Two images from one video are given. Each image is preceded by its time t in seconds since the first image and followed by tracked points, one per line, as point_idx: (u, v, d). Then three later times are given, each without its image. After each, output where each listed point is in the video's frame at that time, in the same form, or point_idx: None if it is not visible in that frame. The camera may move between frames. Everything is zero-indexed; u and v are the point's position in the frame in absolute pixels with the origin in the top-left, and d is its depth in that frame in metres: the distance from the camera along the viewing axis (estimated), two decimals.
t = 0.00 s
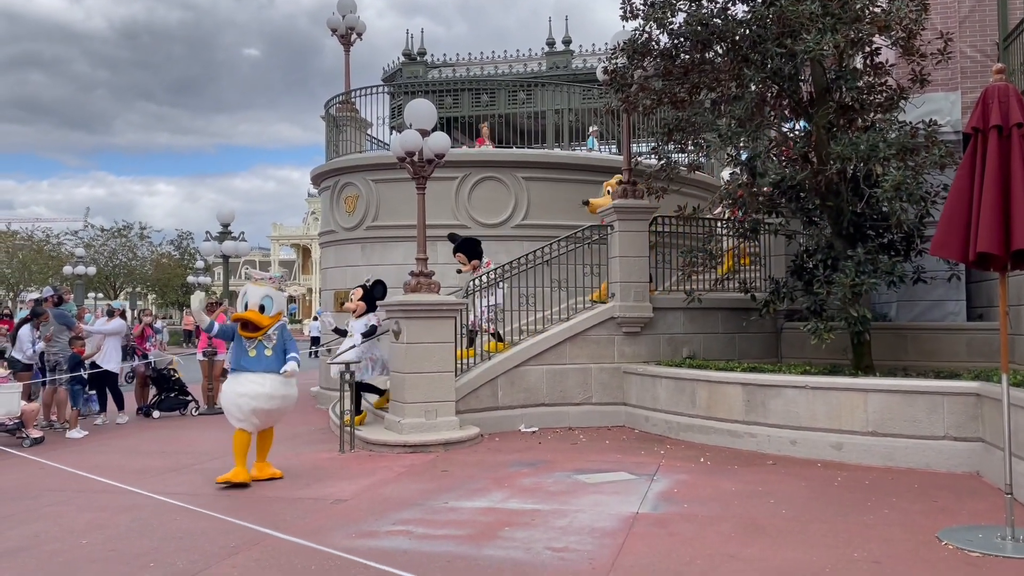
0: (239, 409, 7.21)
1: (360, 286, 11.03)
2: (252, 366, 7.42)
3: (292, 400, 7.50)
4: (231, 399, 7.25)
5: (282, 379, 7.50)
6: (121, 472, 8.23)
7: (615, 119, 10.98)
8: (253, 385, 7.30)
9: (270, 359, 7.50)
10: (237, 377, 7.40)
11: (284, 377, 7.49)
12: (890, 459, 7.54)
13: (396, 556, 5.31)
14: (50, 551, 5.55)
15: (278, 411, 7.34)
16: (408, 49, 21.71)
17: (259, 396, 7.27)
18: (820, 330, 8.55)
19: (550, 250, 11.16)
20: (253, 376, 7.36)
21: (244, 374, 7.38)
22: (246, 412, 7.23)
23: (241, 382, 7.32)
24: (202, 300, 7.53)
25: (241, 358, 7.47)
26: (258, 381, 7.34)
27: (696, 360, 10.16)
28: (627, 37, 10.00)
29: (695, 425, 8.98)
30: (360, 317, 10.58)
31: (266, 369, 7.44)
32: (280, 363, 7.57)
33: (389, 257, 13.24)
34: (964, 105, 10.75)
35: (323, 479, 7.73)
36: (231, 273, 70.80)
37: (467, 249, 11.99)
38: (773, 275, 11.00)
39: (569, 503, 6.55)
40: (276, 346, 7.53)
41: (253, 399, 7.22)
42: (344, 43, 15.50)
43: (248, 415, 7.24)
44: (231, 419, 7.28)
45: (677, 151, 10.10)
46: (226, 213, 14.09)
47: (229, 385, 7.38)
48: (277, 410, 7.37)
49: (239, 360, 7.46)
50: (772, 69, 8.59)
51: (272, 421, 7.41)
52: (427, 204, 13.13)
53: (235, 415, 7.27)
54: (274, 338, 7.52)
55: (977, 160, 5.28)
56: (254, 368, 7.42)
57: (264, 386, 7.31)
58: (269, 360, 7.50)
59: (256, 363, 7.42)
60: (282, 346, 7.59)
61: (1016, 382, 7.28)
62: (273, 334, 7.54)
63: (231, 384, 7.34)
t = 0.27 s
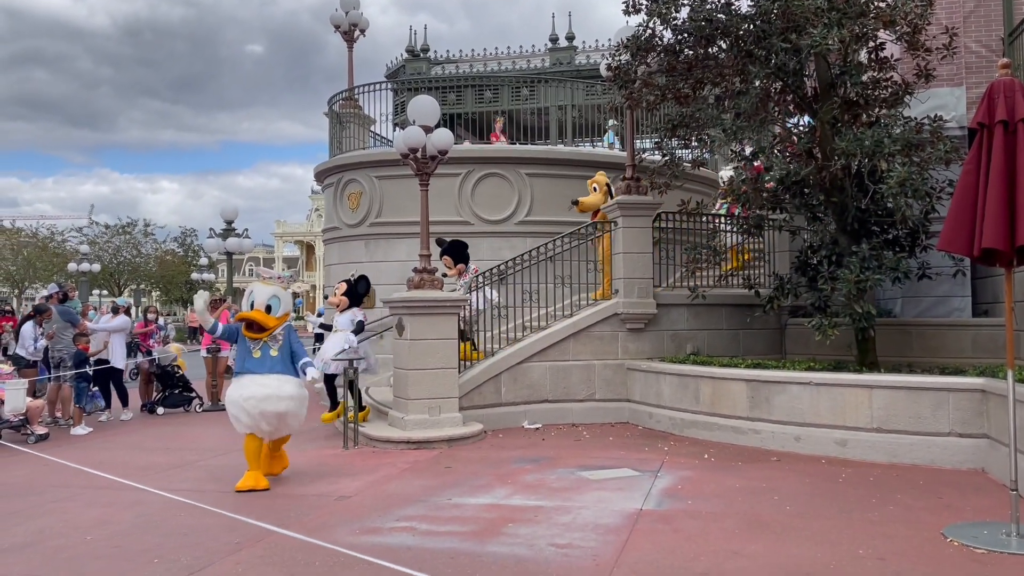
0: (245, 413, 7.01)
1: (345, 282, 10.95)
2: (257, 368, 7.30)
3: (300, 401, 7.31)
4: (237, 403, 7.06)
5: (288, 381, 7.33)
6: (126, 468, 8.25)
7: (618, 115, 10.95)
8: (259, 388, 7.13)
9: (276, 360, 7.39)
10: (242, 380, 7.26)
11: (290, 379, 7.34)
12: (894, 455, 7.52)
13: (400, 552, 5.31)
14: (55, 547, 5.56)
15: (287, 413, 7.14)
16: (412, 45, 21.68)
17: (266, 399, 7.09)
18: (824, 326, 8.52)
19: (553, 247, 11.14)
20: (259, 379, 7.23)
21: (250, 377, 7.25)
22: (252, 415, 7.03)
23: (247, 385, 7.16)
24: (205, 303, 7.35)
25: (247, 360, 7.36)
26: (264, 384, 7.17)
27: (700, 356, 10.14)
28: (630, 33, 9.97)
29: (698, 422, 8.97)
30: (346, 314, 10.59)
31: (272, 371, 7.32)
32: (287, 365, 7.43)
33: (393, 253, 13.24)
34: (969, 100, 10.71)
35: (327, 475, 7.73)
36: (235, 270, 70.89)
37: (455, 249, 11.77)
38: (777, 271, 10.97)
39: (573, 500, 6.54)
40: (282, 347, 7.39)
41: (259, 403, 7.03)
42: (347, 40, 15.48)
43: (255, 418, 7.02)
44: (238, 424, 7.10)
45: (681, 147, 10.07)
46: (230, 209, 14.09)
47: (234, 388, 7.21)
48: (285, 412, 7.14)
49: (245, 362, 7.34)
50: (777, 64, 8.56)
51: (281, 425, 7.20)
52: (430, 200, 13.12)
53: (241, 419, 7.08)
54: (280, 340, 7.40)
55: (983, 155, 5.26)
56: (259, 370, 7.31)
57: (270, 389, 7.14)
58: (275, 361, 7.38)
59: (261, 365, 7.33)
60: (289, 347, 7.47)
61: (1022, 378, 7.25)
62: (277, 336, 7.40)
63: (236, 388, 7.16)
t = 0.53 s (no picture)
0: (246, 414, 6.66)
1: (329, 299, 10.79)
2: (268, 368, 6.83)
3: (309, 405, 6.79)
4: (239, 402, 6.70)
5: (297, 383, 6.82)
6: (129, 465, 8.25)
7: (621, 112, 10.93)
8: (263, 389, 6.70)
9: (290, 360, 6.88)
10: (251, 380, 6.84)
11: (301, 382, 6.83)
12: (898, 452, 7.50)
13: (402, 550, 5.30)
14: (58, 545, 5.56)
15: (291, 416, 6.68)
16: (414, 42, 21.66)
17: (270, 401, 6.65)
18: (828, 323, 8.50)
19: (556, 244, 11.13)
20: (267, 380, 6.77)
21: (258, 377, 6.80)
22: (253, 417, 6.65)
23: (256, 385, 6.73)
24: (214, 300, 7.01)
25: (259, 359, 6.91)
26: (269, 385, 6.72)
27: (703, 353, 10.13)
28: (633, 30, 9.94)
29: (701, 419, 8.96)
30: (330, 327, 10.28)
31: (283, 372, 6.81)
32: (301, 366, 6.93)
33: (395, 250, 13.24)
34: (974, 97, 10.67)
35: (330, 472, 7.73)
36: (238, 267, 70.97)
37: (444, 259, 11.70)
38: (780, 268, 10.95)
39: (576, 497, 6.53)
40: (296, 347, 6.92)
41: (260, 404, 6.62)
42: (349, 37, 15.47)
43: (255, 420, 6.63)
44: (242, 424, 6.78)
45: (684, 144, 10.05)
46: (232, 207, 14.10)
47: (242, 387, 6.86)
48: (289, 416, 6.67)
49: (256, 361, 6.91)
50: (781, 61, 8.54)
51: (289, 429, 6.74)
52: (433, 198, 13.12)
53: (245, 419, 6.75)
54: (295, 338, 6.94)
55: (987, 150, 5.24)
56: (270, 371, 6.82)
57: (274, 391, 6.68)
58: (289, 362, 6.88)
59: (275, 365, 6.83)
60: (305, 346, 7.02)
61: None
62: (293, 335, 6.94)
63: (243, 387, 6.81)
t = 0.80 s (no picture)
0: (280, 414, 6.42)
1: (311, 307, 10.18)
2: (298, 366, 6.63)
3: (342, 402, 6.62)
4: (272, 402, 6.46)
5: (330, 380, 6.62)
6: (132, 464, 8.27)
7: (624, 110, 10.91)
8: (296, 388, 6.48)
9: (319, 357, 6.69)
10: (280, 379, 6.61)
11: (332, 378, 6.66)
12: (901, 450, 7.49)
13: (405, 548, 5.31)
14: (61, 543, 5.58)
15: (325, 415, 6.48)
16: (417, 40, 21.66)
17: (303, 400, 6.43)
18: (831, 321, 8.49)
19: (559, 242, 11.13)
20: (299, 379, 6.56)
21: (290, 376, 6.59)
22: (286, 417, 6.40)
23: (287, 384, 6.51)
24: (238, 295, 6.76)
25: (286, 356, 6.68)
26: (302, 383, 6.51)
27: (706, 352, 10.12)
28: (635, 27, 9.92)
29: (704, 417, 8.96)
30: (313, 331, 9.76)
31: (315, 369, 6.64)
32: (329, 362, 6.74)
33: (398, 249, 13.24)
34: (977, 94, 10.65)
35: (333, 470, 7.74)
36: (241, 266, 71.05)
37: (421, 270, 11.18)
38: (783, 266, 10.93)
39: (579, 495, 6.54)
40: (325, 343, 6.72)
41: (295, 404, 6.40)
42: (352, 36, 15.47)
43: (291, 421, 6.39)
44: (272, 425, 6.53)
45: (686, 142, 10.03)
46: (235, 205, 14.11)
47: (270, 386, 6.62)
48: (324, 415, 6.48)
49: (284, 359, 6.68)
50: (783, 59, 8.52)
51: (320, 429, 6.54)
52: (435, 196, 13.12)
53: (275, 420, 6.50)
54: (323, 334, 6.73)
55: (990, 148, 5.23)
56: (300, 368, 6.62)
57: (307, 389, 6.47)
58: (318, 359, 6.68)
59: (304, 363, 6.63)
60: (333, 341, 6.82)
61: None
62: (319, 330, 6.73)
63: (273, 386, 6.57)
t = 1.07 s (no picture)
0: (309, 422, 6.27)
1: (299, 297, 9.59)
2: (318, 372, 6.46)
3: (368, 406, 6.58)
4: (299, 410, 6.30)
5: (353, 385, 6.53)
6: (133, 464, 8.27)
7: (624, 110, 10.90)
8: (323, 394, 6.35)
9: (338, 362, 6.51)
10: (302, 386, 6.44)
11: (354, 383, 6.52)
12: (902, 450, 7.49)
13: (406, 548, 5.31)
14: (62, 542, 5.58)
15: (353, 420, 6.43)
16: (417, 40, 21.66)
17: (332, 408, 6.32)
18: (832, 321, 8.49)
19: (560, 242, 11.13)
20: (321, 385, 6.42)
21: (310, 381, 6.44)
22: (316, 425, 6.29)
23: (311, 391, 6.37)
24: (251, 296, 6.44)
25: (304, 362, 6.50)
26: (327, 390, 6.39)
27: (707, 352, 10.11)
28: (637, 27, 9.91)
29: (705, 417, 8.96)
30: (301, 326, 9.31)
31: (334, 375, 6.49)
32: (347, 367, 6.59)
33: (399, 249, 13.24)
34: (979, 93, 10.64)
35: (334, 470, 7.74)
36: (242, 266, 71.06)
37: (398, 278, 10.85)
38: (784, 266, 10.93)
39: (580, 495, 6.53)
40: (343, 347, 6.55)
41: (325, 411, 6.28)
42: (352, 35, 15.47)
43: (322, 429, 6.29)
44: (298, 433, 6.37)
45: (687, 141, 10.03)
46: (236, 205, 14.11)
47: (292, 394, 6.44)
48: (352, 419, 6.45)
49: (302, 365, 6.50)
50: (784, 58, 8.52)
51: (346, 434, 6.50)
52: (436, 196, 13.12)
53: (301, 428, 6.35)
54: (341, 337, 6.56)
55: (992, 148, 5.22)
56: (319, 374, 6.45)
57: (334, 395, 6.37)
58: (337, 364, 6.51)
59: (322, 368, 6.47)
60: (349, 345, 6.63)
61: None
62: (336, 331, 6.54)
63: (296, 394, 6.40)
